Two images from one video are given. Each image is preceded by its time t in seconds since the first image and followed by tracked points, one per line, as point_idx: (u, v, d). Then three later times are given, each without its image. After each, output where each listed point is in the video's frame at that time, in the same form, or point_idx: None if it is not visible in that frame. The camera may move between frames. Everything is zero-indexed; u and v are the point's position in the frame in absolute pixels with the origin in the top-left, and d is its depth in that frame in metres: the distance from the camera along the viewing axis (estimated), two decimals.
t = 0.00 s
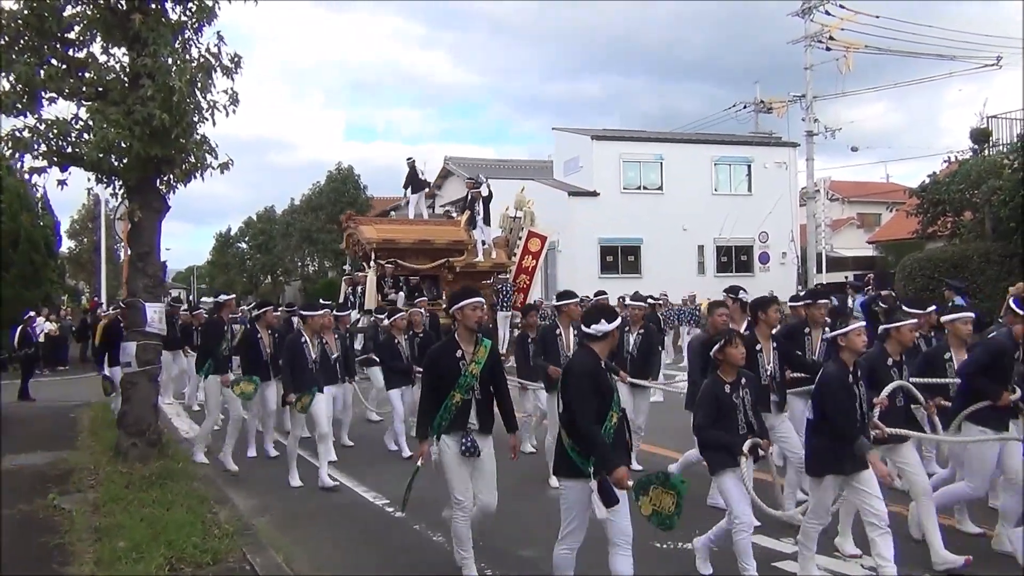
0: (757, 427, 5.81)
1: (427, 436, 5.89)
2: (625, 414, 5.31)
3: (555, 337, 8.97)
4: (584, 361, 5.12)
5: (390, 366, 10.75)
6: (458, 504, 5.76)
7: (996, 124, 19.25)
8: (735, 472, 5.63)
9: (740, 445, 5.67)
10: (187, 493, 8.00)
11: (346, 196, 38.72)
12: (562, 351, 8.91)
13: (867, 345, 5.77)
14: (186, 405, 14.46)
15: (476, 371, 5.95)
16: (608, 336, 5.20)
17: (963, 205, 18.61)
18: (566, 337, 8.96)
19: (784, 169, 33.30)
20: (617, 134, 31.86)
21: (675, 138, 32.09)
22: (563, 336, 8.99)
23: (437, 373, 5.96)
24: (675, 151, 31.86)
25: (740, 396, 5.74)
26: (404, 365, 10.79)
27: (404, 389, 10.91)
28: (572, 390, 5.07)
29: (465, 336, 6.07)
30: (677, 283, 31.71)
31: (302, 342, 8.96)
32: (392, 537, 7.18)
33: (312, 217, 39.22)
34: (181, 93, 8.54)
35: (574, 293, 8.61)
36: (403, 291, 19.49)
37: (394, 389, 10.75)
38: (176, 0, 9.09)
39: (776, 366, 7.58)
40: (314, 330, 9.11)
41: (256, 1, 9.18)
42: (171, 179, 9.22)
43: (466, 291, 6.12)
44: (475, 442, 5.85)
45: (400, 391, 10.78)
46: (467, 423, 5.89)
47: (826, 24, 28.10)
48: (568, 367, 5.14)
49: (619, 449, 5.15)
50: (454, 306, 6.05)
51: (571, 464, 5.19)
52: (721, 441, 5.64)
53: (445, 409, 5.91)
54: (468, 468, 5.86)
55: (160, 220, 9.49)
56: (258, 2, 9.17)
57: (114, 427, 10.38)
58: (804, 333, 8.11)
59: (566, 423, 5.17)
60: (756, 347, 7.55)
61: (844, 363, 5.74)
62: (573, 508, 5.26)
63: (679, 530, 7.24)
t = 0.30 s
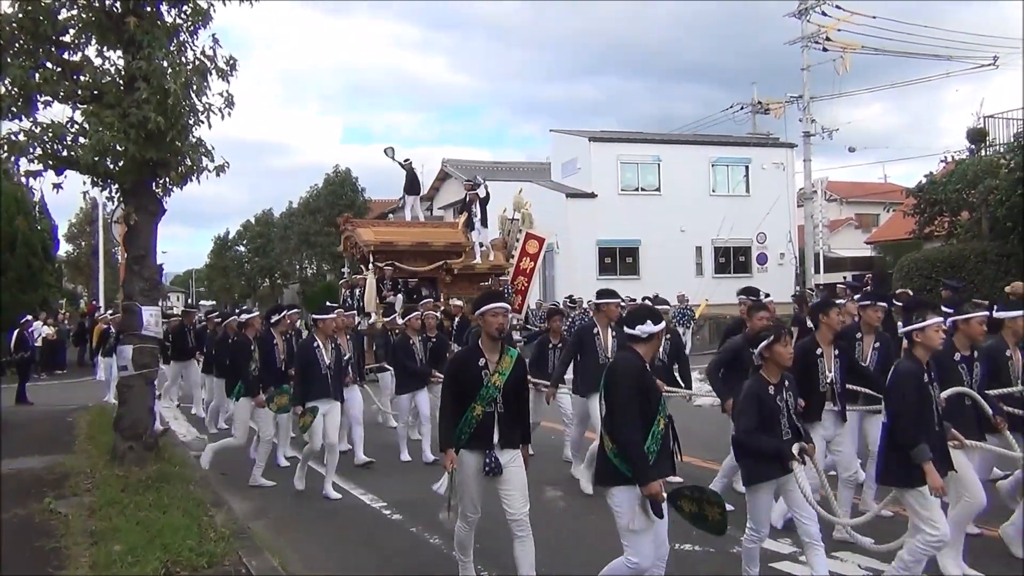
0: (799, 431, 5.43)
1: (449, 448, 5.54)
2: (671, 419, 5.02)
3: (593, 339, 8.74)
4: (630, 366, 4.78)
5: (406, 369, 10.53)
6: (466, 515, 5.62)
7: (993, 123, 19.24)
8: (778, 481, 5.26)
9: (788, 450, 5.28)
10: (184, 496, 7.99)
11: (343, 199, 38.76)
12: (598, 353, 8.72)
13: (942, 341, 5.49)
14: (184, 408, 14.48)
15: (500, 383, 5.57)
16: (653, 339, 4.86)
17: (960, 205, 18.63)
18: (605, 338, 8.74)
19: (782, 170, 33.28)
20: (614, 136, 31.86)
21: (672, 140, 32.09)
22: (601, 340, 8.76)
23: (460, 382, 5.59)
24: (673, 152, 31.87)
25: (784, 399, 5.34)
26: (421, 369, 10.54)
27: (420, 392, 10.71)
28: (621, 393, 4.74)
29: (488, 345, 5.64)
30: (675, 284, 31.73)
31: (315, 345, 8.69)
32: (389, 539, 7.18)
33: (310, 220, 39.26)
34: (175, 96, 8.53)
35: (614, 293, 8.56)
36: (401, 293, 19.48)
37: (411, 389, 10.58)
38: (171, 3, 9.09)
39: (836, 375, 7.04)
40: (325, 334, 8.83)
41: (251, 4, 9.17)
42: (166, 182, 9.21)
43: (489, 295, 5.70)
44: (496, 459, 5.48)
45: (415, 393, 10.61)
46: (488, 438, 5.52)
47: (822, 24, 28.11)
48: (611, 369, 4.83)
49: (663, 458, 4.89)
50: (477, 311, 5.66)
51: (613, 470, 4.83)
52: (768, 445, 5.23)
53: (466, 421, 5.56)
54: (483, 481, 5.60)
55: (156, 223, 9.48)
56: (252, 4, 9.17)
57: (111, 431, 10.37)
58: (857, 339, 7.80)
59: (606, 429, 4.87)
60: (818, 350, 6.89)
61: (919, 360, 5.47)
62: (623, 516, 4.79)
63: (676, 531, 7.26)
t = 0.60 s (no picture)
0: (867, 434, 5.11)
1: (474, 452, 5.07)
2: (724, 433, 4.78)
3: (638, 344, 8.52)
4: (679, 373, 4.58)
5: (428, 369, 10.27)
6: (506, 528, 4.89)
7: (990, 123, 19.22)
8: (851, 488, 4.90)
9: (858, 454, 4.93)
10: (181, 498, 7.99)
11: (342, 201, 38.78)
12: (643, 359, 8.48)
13: None
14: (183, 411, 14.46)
15: (534, 381, 5.09)
16: (702, 344, 4.68)
17: (957, 205, 18.64)
18: (648, 343, 8.54)
19: (780, 170, 33.30)
20: (612, 137, 31.86)
21: (670, 141, 32.10)
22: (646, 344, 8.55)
23: (489, 379, 5.13)
24: (671, 153, 31.88)
25: (852, 399, 5.03)
26: (443, 375, 10.28)
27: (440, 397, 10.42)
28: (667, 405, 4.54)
29: (522, 341, 5.22)
30: (674, 285, 31.73)
31: (327, 350, 8.48)
32: (386, 540, 7.18)
33: (308, 222, 39.29)
34: (172, 98, 8.53)
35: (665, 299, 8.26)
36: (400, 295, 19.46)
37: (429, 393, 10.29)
38: (168, 5, 9.08)
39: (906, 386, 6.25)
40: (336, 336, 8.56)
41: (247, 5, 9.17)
42: (163, 184, 9.21)
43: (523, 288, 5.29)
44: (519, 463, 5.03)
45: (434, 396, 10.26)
46: (521, 441, 5.04)
47: (819, 25, 28.13)
48: (661, 377, 4.61)
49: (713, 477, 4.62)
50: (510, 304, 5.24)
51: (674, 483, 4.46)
52: (838, 449, 4.85)
53: (496, 423, 5.06)
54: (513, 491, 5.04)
55: (153, 226, 9.46)
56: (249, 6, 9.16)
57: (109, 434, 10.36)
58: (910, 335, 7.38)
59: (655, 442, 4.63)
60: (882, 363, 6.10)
61: None
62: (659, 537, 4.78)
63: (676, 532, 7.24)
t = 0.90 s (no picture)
0: (943, 451, 4.73)
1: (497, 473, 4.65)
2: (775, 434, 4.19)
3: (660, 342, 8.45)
4: (727, 368, 4.04)
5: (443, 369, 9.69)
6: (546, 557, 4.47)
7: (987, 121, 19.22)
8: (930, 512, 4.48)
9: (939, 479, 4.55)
10: (177, 497, 7.97)
11: (339, 199, 38.74)
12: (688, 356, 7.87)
13: None
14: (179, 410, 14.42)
15: (561, 392, 4.66)
16: (749, 336, 4.15)
17: (954, 202, 18.68)
18: (690, 340, 7.95)
19: (777, 168, 33.33)
20: (609, 135, 31.84)
21: (667, 138, 32.09)
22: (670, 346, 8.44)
23: (511, 393, 4.72)
24: (668, 150, 31.86)
25: (931, 414, 4.66)
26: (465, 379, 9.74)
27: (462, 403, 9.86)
28: (714, 401, 4.02)
29: (545, 348, 4.77)
30: (671, 283, 31.71)
31: (344, 345, 8.17)
32: (382, 538, 7.17)
33: (305, 220, 39.25)
34: (168, 95, 8.51)
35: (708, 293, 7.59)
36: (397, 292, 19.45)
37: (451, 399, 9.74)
38: (163, 2, 9.06)
39: (978, 375, 5.99)
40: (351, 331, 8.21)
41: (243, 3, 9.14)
42: (159, 182, 9.19)
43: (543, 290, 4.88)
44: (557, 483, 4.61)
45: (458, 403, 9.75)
46: (549, 457, 4.64)
47: (817, 22, 28.13)
48: (703, 374, 4.09)
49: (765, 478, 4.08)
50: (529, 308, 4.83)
51: (712, 496, 4.12)
52: (916, 477, 4.46)
53: (522, 439, 4.66)
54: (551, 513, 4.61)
55: (149, 224, 9.44)
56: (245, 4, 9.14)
57: (105, 432, 10.32)
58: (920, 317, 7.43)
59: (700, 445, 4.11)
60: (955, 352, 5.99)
61: None
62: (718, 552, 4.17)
63: (672, 530, 7.21)
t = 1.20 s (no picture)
0: None
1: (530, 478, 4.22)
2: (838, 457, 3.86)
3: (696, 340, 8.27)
4: (775, 378, 3.77)
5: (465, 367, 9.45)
6: None
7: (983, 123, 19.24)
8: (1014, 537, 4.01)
9: None
10: (172, 496, 7.96)
11: (336, 199, 38.75)
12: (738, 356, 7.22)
13: None
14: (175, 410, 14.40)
15: (594, 394, 4.23)
16: (809, 346, 3.85)
17: (950, 204, 18.71)
18: (743, 339, 7.28)
19: (774, 169, 33.34)
20: (606, 135, 31.84)
21: (664, 139, 32.10)
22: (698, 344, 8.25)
23: (540, 391, 4.25)
24: (665, 151, 31.88)
25: None
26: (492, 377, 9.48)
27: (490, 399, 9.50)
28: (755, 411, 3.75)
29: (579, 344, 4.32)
30: (668, 284, 31.72)
31: (371, 348, 7.78)
32: (377, 538, 7.17)
33: (302, 219, 39.25)
34: (164, 94, 8.50)
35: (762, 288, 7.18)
36: (393, 292, 19.43)
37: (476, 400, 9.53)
38: (160, 1, 9.05)
39: None
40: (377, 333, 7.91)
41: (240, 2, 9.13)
42: (155, 180, 9.18)
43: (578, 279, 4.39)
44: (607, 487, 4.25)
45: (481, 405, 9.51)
46: (580, 467, 4.24)
47: (814, 24, 28.15)
48: (753, 385, 3.83)
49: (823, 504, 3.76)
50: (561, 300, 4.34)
51: (759, 517, 3.88)
52: (1015, 493, 3.91)
53: (550, 443, 4.24)
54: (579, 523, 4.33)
55: (145, 223, 9.43)
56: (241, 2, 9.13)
57: (100, 432, 10.29)
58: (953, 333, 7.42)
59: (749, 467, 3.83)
60: None
61: None
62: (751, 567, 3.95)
63: (669, 530, 7.20)
